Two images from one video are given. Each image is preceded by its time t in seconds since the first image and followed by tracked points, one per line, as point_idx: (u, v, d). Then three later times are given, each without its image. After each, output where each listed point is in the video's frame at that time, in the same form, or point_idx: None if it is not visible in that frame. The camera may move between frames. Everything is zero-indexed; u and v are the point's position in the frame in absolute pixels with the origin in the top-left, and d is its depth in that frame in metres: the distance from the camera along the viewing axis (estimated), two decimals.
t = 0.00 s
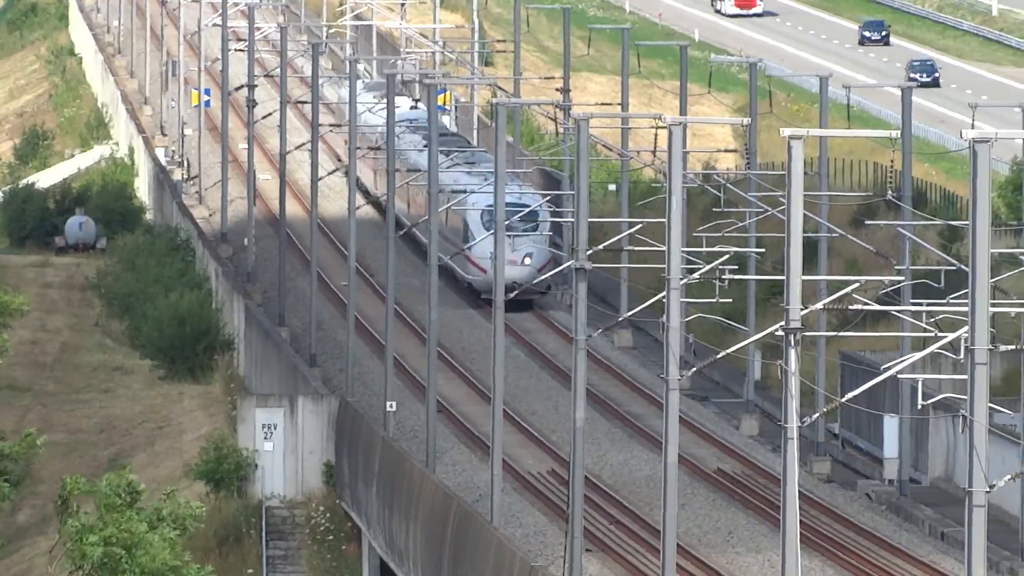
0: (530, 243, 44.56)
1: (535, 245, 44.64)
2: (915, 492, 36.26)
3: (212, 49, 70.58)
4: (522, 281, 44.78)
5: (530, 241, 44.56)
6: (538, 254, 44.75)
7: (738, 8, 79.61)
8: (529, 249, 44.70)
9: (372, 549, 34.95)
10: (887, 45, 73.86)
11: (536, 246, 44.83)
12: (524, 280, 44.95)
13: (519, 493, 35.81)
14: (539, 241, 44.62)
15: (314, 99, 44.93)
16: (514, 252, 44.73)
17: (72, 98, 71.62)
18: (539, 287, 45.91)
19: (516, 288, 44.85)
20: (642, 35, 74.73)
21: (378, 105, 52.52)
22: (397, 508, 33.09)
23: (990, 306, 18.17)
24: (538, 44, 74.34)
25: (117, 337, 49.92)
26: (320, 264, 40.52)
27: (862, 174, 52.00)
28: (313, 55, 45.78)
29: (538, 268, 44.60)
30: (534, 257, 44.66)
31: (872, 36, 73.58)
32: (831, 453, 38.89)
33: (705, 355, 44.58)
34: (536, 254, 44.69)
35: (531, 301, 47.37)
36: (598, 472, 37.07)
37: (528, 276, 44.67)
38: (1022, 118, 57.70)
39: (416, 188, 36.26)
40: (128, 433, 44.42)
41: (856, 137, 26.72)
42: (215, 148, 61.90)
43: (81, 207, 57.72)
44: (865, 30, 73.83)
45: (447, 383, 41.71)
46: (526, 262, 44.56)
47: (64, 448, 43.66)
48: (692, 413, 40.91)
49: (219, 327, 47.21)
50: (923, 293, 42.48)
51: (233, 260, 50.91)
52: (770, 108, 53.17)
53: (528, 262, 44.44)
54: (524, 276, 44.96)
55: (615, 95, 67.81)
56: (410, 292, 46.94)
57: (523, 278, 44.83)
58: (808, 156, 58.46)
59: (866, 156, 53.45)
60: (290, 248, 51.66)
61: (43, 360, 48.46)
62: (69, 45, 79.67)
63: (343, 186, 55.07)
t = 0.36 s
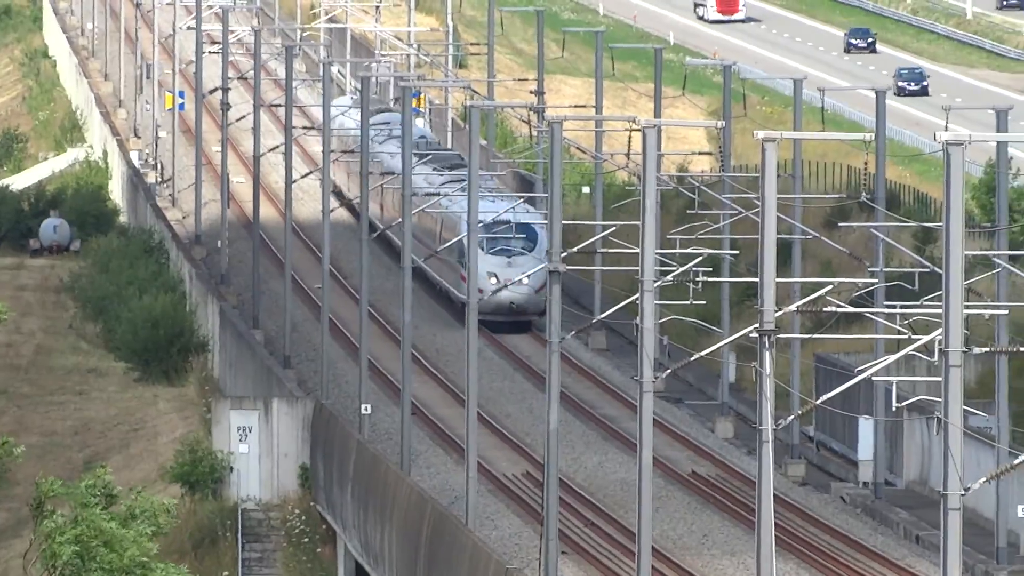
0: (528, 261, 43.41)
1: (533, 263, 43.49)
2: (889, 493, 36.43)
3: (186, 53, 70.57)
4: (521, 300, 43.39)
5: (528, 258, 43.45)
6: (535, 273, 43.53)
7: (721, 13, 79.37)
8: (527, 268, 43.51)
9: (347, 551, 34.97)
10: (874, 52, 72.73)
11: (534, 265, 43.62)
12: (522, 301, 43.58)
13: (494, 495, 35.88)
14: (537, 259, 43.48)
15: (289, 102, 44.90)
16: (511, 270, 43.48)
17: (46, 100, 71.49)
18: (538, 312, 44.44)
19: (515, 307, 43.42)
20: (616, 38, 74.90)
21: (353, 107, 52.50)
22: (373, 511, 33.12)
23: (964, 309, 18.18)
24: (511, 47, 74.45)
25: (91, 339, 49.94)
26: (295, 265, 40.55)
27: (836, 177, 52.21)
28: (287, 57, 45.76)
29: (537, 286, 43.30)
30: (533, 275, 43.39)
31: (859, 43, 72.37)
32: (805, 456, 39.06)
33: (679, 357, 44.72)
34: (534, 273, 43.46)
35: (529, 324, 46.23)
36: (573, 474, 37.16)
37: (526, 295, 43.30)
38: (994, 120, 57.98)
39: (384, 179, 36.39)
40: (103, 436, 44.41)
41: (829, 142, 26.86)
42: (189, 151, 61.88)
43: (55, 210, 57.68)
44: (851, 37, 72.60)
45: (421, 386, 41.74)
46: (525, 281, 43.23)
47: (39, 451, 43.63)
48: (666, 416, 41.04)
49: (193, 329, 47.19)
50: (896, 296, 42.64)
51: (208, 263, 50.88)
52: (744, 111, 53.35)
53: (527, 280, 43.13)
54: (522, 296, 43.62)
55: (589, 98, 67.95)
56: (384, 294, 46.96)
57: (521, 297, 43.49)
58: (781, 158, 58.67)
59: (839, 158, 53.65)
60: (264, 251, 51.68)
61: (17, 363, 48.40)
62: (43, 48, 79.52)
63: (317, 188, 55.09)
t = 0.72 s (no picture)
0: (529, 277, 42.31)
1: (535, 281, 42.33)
2: (864, 493, 36.48)
3: (162, 52, 70.44)
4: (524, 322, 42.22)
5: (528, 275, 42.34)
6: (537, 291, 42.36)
7: (704, 16, 79.09)
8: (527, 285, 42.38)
9: (322, 551, 34.89)
10: (862, 57, 72.24)
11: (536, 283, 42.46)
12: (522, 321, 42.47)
13: (469, 495, 35.82)
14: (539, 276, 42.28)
15: (265, 102, 44.72)
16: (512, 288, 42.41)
17: (22, 99, 71.33)
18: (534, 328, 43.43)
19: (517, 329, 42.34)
20: (591, 38, 74.91)
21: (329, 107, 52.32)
22: (348, 511, 33.04)
23: (942, 309, 18.09)
24: (487, 46, 74.45)
25: (67, 339, 49.89)
26: (268, 265, 40.36)
27: (812, 177, 52.23)
28: (262, 57, 45.57)
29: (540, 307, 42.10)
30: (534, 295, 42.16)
31: (847, 47, 71.89)
32: (780, 456, 39.07)
33: (655, 358, 44.69)
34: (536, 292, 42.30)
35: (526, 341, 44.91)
36: (548, 474, 37.11)
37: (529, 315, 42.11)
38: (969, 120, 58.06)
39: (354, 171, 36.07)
40: (78, 436, 44.32)
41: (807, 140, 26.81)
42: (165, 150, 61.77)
43: (30, 210, 57.56)
44: (840, 42, 72.15)
45: (396, 386, 41.64)
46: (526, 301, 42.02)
47: (14, 451, 43.53)
48: (642, 416, 41.02)
49: (169, 329, 46.98)
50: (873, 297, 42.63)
51: (183, 263, 50.76)
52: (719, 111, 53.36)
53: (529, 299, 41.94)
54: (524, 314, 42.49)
55: (565, 98, 67.97)
56: (359, 294, 46.86)
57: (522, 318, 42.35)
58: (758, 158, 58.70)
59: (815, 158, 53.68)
60: (240, 251, 51.57)
61: None
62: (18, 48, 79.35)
63: (293, 188, 55.00)
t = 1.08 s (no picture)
0: (530, 297, 41.74)
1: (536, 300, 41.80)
2: (836, 494, 36.50)
3: (134, 52, 70.29)
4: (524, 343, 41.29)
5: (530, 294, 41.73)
6: (536, 311, 41.79)
7: (684, 19, 78.14)
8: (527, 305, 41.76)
9: (294, 551, 34.80)
10: (848, 63, 71.12)
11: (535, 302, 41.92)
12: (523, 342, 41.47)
13: (441, 496, 35.74)
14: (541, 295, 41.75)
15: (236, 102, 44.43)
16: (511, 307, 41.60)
17: None
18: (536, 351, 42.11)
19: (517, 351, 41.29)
20: (564, 39, 74.93)
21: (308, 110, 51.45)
22: (320, 511, 32.96)
23: (915, 308, 17.98)
24: (459, 48, 74.42)
25: (39, 340, 49.76)
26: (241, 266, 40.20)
27: (784, 177, 52.26)
28: (233, 57, 45.36)
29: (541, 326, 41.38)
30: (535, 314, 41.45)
31: (832, 54, 70.71)
32: (753, 456, 39.07)
33: (628, 358, 44.65)
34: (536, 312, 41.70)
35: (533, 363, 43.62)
36: (520, 475, 37.06)
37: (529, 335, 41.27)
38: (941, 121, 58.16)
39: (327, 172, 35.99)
40: (51, 436, 44.17)
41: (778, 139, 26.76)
42: (137, 151, 61.63)
43: (2, 211, 57.39)
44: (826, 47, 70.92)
45: (368, 386, 41.51)
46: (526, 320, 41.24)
47: None
48: (614, 416, 40.97)
49: (140, 329, 46.86)
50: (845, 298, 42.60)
51: (156, 262, 50.62)
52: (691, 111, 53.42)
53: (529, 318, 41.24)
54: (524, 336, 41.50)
55: (536, 98, 67.99)
56: (331, 295, 46.73)
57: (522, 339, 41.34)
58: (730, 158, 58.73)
59: (787, 158, 53.70)
60: (212, 251, 51.45)
61: None
62: None
63: (265, 188, 54.89)
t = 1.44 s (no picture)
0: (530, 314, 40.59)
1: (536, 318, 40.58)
2: (807, 493, 36.39)
3: (104, 50, 69.96)
4: (523, 361, 40.37)
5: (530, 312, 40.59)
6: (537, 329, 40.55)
7: (664, 20, 77.33)
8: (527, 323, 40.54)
9: (263, 552, 34.55)
10: (833, 65, 70.28)
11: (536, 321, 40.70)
12: (522, 362, 40.49)
13: (411, 495, 35.54)
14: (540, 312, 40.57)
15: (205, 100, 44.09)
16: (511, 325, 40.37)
17: None
18: (539, 372, 41.14)
19: (515, 369, 40.36)
20: (534, 36, 74.79)
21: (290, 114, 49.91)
22: (289, 511, 32.73)
23: (885, 312, 17.98)
24: (430, 45, 74.20)
25: (9, 338, 49.50)
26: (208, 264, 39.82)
27: (755, 175, 52.13)
28: (203, 55, 45.03)
29: (541, 345, 40.50)
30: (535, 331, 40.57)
31: (817, 56, 69.90)
32: (724, 455, 38.95)
33: (599, 357, 44.50)
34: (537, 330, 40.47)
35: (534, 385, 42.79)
36: (490, 474, 36.88)
37: (528, 354, 40.40)
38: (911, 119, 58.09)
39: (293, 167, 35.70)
40: (20, 435, 43.91)
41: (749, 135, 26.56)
42: (106, 149, 61.31)
43: None
44: (811, 49, 70.11)
45: (337, 384, 41.23)
46: (526, 338, 40.35)
47: None
48: (585, 416, 40.79)
49: (110, 328, 46.58)
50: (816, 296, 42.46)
51: (125, 261, 50.34)
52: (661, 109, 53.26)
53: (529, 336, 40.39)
54: (524, 355, 40.59)
55: (507, 96, 67.82)
56: (301, 293, 46.48)
57: (522, 358, 40.40)
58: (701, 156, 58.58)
59: (758, 156, 53.56)
60: (182, 249, 51.19)
61: None
62: None
63: (235, 186, 54.64)
